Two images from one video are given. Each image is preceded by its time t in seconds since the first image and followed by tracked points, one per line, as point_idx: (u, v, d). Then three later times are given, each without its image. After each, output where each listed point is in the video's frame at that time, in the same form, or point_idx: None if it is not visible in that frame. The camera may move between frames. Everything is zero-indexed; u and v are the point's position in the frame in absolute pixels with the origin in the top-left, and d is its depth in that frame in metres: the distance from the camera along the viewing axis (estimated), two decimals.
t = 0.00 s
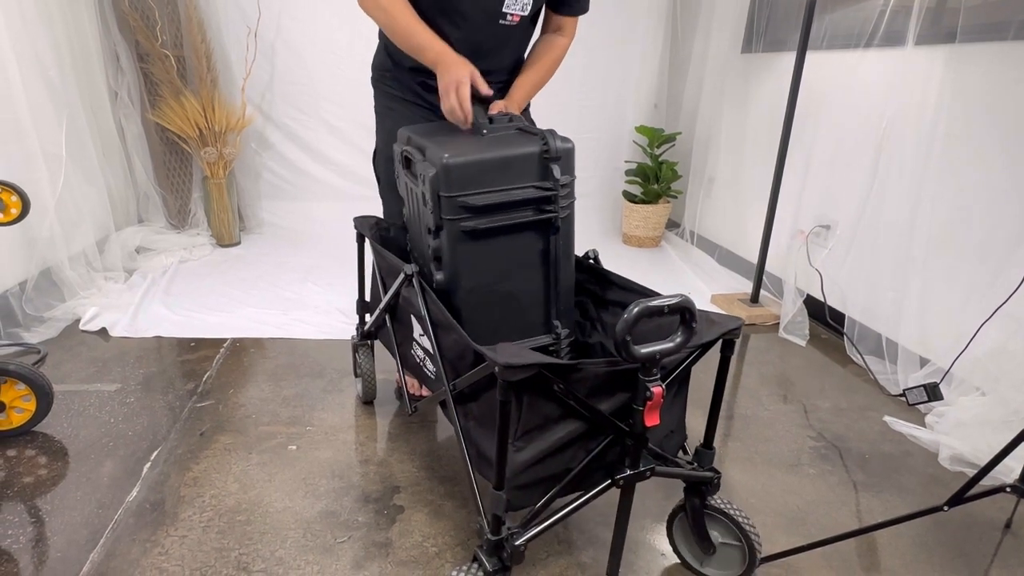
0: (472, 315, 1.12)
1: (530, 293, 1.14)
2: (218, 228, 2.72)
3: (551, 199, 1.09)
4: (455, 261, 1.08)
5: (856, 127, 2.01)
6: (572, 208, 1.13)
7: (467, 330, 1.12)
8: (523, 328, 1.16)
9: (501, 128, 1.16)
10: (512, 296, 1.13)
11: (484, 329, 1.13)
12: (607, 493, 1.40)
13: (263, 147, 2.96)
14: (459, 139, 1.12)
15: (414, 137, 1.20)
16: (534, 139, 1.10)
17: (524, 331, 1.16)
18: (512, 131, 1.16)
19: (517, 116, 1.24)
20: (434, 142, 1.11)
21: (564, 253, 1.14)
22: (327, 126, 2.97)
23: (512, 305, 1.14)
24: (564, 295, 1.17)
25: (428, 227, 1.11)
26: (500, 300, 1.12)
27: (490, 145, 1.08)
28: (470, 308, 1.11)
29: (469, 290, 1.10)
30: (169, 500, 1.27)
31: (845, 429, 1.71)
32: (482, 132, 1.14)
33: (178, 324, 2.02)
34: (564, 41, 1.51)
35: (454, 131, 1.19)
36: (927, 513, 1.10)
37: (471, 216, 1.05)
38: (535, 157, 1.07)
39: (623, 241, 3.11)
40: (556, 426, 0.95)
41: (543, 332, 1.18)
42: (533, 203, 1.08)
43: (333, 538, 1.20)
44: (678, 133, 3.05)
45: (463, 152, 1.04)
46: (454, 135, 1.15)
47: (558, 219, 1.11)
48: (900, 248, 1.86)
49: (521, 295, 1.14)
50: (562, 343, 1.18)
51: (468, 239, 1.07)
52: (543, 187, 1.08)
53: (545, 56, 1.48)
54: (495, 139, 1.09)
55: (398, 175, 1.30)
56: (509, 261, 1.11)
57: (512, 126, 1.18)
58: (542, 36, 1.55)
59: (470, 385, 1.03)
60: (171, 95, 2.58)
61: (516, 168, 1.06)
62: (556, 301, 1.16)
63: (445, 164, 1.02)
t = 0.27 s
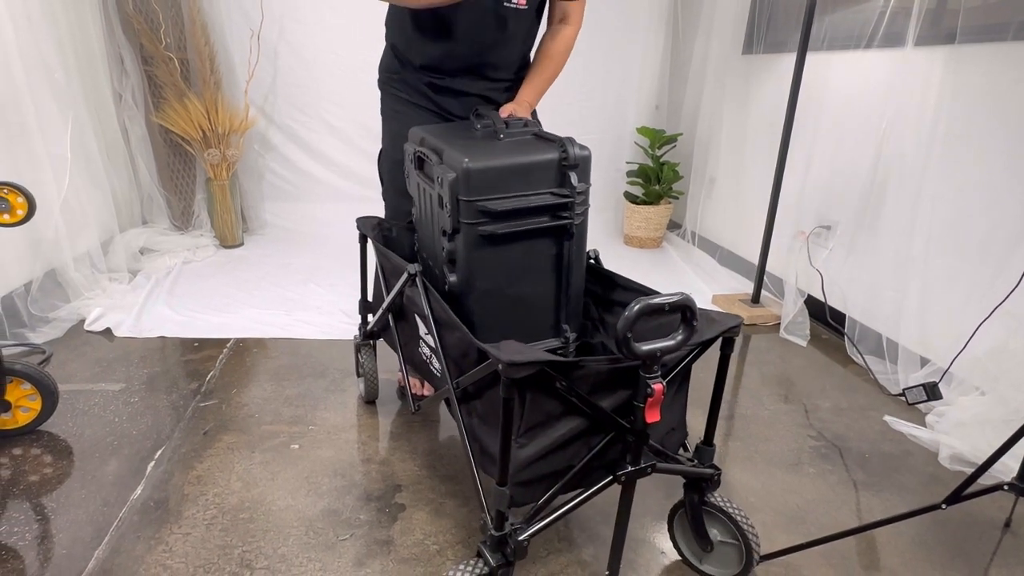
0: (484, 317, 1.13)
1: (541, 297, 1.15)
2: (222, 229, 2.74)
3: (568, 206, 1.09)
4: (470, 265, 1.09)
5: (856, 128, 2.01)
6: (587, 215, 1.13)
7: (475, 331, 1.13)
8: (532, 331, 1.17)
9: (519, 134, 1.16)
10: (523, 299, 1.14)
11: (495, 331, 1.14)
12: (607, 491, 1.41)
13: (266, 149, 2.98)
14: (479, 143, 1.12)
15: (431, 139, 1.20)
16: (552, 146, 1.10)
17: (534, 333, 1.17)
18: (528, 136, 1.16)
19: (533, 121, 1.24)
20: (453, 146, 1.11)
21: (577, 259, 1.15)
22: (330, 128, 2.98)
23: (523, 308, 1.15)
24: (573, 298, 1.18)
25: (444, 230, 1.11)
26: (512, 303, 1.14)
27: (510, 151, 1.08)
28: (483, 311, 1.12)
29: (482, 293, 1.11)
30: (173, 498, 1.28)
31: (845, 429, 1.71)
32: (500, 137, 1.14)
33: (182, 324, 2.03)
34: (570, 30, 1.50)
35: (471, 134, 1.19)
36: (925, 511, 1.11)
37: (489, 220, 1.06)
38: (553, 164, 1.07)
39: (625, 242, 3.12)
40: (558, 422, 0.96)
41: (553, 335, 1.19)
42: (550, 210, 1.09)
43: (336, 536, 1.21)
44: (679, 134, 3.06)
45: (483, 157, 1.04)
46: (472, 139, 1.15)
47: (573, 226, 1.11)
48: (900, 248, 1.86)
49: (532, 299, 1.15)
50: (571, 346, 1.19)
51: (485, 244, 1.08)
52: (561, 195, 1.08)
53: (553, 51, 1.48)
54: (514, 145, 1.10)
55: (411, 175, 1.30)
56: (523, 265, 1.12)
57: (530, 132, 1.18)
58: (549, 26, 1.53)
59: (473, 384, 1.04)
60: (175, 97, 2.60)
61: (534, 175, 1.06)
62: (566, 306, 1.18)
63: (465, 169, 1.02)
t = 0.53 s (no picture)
0: (489, 320, 1.13)
1: (545, 300, 1.16)
2: (223, 230, 2.75)
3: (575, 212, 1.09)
4: (476, 268, 1.09)
5: (857, 128, 2.02)
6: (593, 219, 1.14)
7: (478, 332, 1.14)
8: (536, 333, 1.18)
9: (527, 138, 1.16)
10: (528, 302, 1.15)
11: (500, 333, 1.15)
12: (607, 490, 1.42)
13: (268, 150, 2.99)
14: (487, 146, 1.12)
15: (437, 140, 1.20)
16: (559, 150, 1.10)
17: (538, 335, 1.18)
18: (535, 140, 1.17)
19: (539, 124, 1.25)
20: (461, 149, 1.11)
21: (581, 262, 1.16)
22: (331, 129, 2.99)
23: (528, 311, 1.15)
24: (576, 300, 1.19)
25: (449, 232, 1.12)
26: (518, 306, 1.14)
27: (518, 155, 1.08)
28: (488, 313, 1.13)
29: (488, 296, 1.11)
30: (175, 497, 1.29)
31: (845, 428, 1.72)
32: (506, 140, 1.14)
33: (184, 324, 2.04)
34: (574, 18, 1.51)
35: (477, 136, 1.19)
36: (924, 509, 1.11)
37: (496, 224, 1.06)
38: (561, 168, 1.07)
39: (626, 242, 3.13)
40: (558, 421, 0.97)
41: (556, 337, 1.20)
42: (557, 215, 1.09)
43: (337, 534, 1.22)
44: (680, 134, 3.06)
45: (491, 161, 1.04)
46: (480, 142, 1.15)
47: (579, 231, 1.12)
48: (901, 248, 1.87)
49: (536, 302, 1.16)
50: (574, 349, 1.20)
51: (491, 247, 1.08)
52: (568, 200, 1.08)
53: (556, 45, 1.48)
54: (522, 149, 1.10)
55: (416, 175, 1.31)
56: (528, 269, 1.12)
57: (536, 135, 1.19)
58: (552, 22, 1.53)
59: (474, 383, 1.04)
60: (177, 98, 2.61)
61: (542, 180, 1.07)
62: (570, 308, 1.18)
63: (474, 173, 1.03)
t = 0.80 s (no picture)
0: (488, 319, 1.13)
1: (544, 299, 1.16)
2: (225, 231, 2.75)
3: (572, 209, 1.09)
4: (474, 267, 1.09)
5: (857, 127, 2.02)
6: (590, 217, 1.14)
7: (477, 332, 1.14)
8: (534, 333, 1.18)
9: (523, 137, 1.16)
10: (527, 301, 1.15)
11: (499, 333, 1.15)
12: (608, 491, 1.41)
13: (269, 151, 2.99)
14: (483, 145, 1.13)
15: (434, 141, 1.20)
16: (556, 149, 1.10)
17: (537, 334, 1.18)
18: (531, 138, 1.17)
19: (536, 123, 1.25)
20: (457, 149, 1.11)
21: (580, 261, 1.16)
22: (332, 129, 2.99)
23: (526, 310, 1.15)
24: (575, 299, 1.19)
25: (447, 232, 1.12)
26: (516, 306, 1.14)
27: (514, 154, 1.08)
28: (486, 313, 1.13)
29: (487, 295, 1.11)
30: (176, 498, 1.29)
31: (846, 429, 1.71)
32: (503, 139, 1.14)
33: (185, 326, 2.04)
34: (572, 25, 1.50)
35: (473, 136, 1.20)
36: (925, 510, 1.11)
37: (493, 223, 1.06)
38: (557, 167, 1.07)
39: (627, 242, 3.13)
40: (558, 421, 0.97)
41: (555, 336, 1.20)
42: (553, 213, 1.09)
43: (338, 535, 1.22)
44: (681, 134, 3.06)
45: (488, 160, 1.04)
46: (476, 141, 1.15)
47: (576, 229, 1.12)
48: (902, 247, 1.87)
49: (534, 301, 1.15)
50: (573, 348, 1.20)
51: (489, 246, 1.08)
52: (565, 198, 1.08)
53: (555, 46, 1.48)
54: (518, 147, 1.10)
55: (414, 175, 1.31)
56: (526, 268, 1.12)
57: (533, 134, 1.19)
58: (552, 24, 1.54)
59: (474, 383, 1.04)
60: (178, 100, 2.61)
61: (538, 178, 1.07)
62: (569, 307, 1.18)
63: (470, 172, 1.03)
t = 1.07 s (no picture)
0: (488, 320, 1.13)
1: (544, 299, 1.16)
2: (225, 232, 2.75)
3: (573, 210, 1.09)
4: (475, 267, 1.09)
5: (858, 126, 2.01)
6: (591, 217, 1.14)
7: (477, 332, 1.13)
8: (535, 333, 1.17)
9: (523, 137, 1.16)
10: (527, 301, 1.15)
11: (499, 334, 1.15)
12: (609, 491, 1.41)
13: (269, 152, 2.99)
14: (484, 145, 1.12)
15: (435, 141, 1.20)
16: (556, 149, 1.10)
17: (537, 335, 1.17)
18: (532, 139, 1.16)
19: (536, 123, 1.25)
20: (458, 149, 1.11)
21: (580, 261, 1.15)
22: (333, 130, 2.99)
23: (527, 311, 1.15)
24: (576, 300, 1.18)
25: (448, 233, 1.12)
26: (517, 306, 1.14)
27: (515, 154, 1.08)
28: (487, 313, 1.13)
29: (487, 295, 1.11)
30: (176, 499, 1.29)
31: (848, 429, 1.71)
32: (503, 140, 1.14)
33: (186, 327, 2.04)
34: (570, 24, 1.50)
35: (474, 136, 1.20)
36: (927, 510, 1.10)
37: (494, 223, 1.06)
38: (558, 167, 1.07)
39: (628, 242, 3.12)
40: (558, 422, 0.96)
41: (556, 336, 1.20)
42: (554, 213, 1.09)
43: (338, 536, 1.22)
44: (682, 134, 3.06)
45: (488, 160, 1.04)
46: (477, 142, 1.15)
47: (577, 229, 1.11)
48: (903, 247, 1.86)
49: (535, 302, 1.15)
50: (573, 348, 1.19)
51: (490, 247, 1.08)
52: (565, 198, 1.08)
53: (555, 46, 1.48)
54: (519, 147, 1.10)
55: (415, 176, 1.31)
56: (527, 268, 1.12)
57: (533, 134, 1.19)
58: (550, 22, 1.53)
59: (474, 384, 1.04)
60: (178, 101, 2.61)
61: (539, 178, 1.07)
62: (569, 308, 1.18)
63: (471, 172, 1.03)
